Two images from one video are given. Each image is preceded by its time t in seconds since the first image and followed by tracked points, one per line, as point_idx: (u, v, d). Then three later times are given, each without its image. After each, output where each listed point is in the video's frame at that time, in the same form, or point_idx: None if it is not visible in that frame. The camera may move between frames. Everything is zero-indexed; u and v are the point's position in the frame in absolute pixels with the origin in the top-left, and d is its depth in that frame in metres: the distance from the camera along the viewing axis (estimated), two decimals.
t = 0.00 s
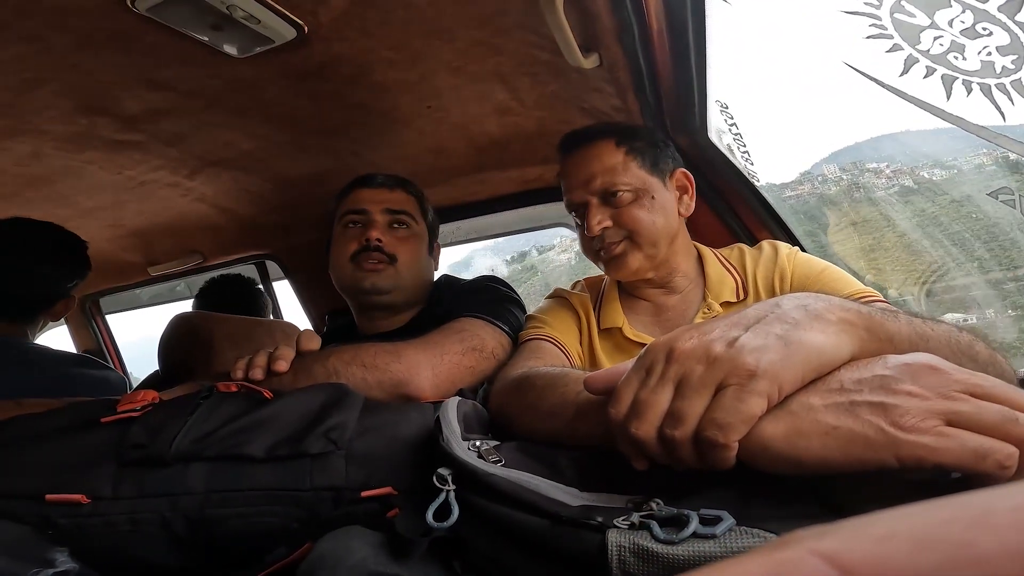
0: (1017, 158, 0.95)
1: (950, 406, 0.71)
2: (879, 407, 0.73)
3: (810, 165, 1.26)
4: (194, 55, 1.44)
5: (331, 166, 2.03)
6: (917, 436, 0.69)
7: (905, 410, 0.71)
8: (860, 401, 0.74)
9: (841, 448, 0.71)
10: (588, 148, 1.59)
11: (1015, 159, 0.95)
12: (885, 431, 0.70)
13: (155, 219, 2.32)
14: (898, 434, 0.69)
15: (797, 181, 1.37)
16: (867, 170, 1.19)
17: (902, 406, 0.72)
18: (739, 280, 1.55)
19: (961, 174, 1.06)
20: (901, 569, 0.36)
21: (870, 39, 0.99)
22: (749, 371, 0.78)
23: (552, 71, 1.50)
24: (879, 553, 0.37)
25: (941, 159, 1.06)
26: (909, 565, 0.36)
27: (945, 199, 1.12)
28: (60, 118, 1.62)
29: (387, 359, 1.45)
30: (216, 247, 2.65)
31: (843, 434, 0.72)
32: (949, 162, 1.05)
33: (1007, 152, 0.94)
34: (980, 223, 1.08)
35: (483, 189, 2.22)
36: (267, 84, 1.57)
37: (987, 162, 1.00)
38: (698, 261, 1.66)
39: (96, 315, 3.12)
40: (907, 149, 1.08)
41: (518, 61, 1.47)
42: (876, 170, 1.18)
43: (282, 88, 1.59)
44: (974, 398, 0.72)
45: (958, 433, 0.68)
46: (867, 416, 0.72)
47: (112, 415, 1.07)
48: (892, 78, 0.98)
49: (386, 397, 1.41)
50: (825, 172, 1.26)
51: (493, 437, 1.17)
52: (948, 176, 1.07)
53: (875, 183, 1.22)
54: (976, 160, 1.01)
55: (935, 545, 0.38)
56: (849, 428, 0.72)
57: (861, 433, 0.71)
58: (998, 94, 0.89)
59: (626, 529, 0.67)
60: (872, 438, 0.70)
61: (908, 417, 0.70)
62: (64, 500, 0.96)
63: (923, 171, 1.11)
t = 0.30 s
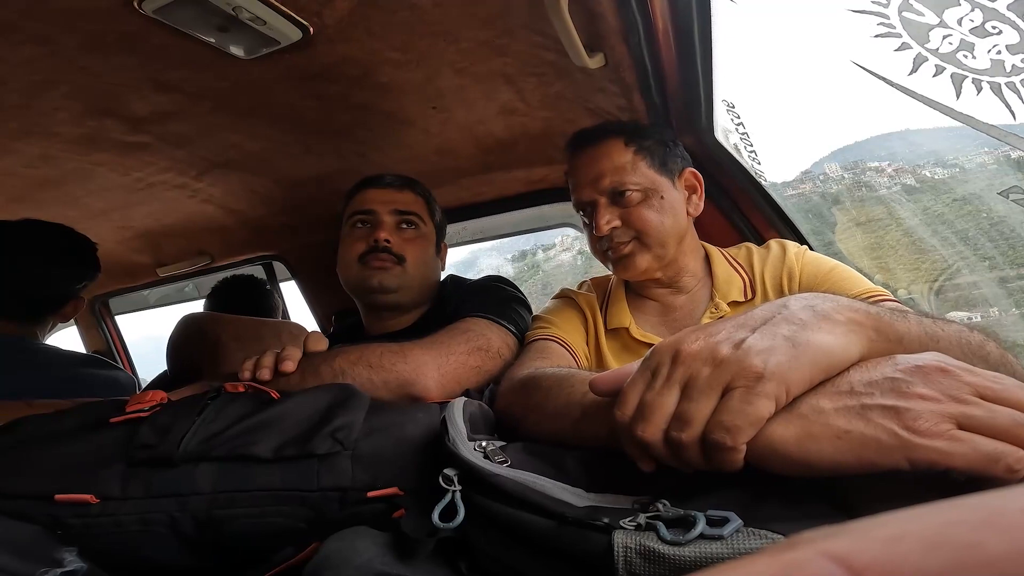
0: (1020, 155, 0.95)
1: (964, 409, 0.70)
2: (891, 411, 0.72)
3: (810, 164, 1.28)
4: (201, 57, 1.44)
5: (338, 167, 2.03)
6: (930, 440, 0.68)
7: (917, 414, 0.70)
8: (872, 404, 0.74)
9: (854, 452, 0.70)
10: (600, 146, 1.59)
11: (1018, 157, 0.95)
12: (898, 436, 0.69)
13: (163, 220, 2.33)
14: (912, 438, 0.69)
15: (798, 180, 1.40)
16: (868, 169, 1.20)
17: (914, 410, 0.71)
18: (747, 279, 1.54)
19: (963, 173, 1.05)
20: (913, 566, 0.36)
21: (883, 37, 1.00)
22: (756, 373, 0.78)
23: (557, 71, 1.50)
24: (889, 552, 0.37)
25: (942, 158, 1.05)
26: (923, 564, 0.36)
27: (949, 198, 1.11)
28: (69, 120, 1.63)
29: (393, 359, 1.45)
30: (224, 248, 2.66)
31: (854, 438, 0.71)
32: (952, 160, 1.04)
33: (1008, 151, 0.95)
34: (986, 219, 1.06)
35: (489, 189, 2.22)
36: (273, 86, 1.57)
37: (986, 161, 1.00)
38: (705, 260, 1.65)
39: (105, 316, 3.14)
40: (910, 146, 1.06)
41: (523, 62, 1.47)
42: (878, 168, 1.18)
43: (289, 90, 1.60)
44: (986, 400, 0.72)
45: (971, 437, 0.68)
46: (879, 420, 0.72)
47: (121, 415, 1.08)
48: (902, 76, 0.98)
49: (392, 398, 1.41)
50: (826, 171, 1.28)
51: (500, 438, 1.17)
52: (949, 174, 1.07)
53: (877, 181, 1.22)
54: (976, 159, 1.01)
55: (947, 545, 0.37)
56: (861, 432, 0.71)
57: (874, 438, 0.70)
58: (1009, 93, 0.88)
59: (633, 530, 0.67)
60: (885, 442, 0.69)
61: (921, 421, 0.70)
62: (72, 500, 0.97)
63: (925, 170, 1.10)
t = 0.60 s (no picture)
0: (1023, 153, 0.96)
1: (976, 406, 0.69)
2: (902, 408, 0.71)
3: (812, 162, 1.28)
4: (206, 58, 1.44)
5: (343, 169, 2.03)
6: (942, 438, 0.67)
7: (929, 411, 0.70)
8: (883, 401, 0.73)
9: (866, 450, 0.69)
10: (596, 151, 1.60)
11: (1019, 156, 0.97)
12: (910, 434, 0.68)
13: (169, 223, 2.34)
14: (923, 435, 0.68)
15: (800, 180, 1.40)
16: (869, 168, 1.20)
17: (926, 406, 0.70)
18: (749, 280, 1.54)
19: (966, 171, 1.06)
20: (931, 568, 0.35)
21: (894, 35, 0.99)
22: (764, 371, 0.77)
23: (562, 71, 1.50)
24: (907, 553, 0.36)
25: (944, 157, 1.05)
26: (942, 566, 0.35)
27: (951, 197, 1.11)
28: (75, 122, 1.63)
29: (397, 362, 1.45)
30: (229, 250, 2.67)
31: (866, 436, 0.70)
32: (952, 160, 1.04)
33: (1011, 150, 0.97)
34: (992, 214, 1.07)
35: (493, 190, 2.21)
36: (278, 87, 1.58)
37: (988, 160, 1.01)
38: (706, 261, 1.65)
39: (111, 319, 3.15)
40: (919, 143, 1.05)
41: (527, 62, 1.47)
42: (878, 167, 1.19)
43: (293, 91, 1.60)
44: (999, 397, 0.71)
45: (983, 434, 0.67)
46: (891, 417, 0.71)
47: (126, 419, 1.07)
48: (914, 74, 0.97)
49: (396, 400, 1.41)
50: (826, 170, 1.28)
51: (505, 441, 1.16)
52: (952, 173, 1.07)
53: (880, 180, 1.22)
54: (979, 159, 1.02)
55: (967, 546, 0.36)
56: (873, 430, 0.70)
57: (886, 435, 0.69)
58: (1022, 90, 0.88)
59: (641, 533, 0.67)
60: (897, 440, 0.69)
61: (933, 418, 0.69)
62: (79, 503, 0.97)
63: (926, 168, 1.10)
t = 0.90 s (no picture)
0: None
1: (982, 409, 0.69)
2: (906, 411, 0.70)
3: (811, 161, 1.28)
4: (207, 59, 1.45)
5: (344, 170, 2.03)
6: (947, 440, 0.67)
7: (933, 413, 0.69)
8: (887, 404, 0.72)
9: (870, 453, 0.69)
10: (583, 156, 1.61)
11: (1018, 155, 0.93)
12: (914, 437, 0.68)
13: (171, 224, 2.34)
14: (927, 438, 0.68)
15: (800, 178, 1.41)
16: (870, 166, 1.20)
17: (930, 409, 0.70)
18: (743, 282, 1.53)
19: (966, 169, 1.04)
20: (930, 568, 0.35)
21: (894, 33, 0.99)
22: (767, 373, 0.77)
23: (563, 72, 1.49)
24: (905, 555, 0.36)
25: (945, 156, 1.04)
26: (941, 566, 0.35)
27: (951, 196, 1.10)
28: (76, 123, 1.63)
29: (398, 363, 1.44)
30: (231, 252, 2.67)
31: (870, 438, 0.70)
32: (953, 158, 1.04)
33: (1008, 148, 0.94)
34: (995, 214, 1.04)
35: (495, 192, 2.21)
36: (279, 88, 1.58)
37: (988, 159, 0.99)
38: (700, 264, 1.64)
39: (113, 320, 3.16)
40: (922, 142, 1.05)
41: (529, 63, 1.47)
42: (879, 166, 1.18)
43: (295, 92, 1.60)
44: (1004, 399, 0.70)
45: (989, 437, 0.66)
46: (895, 420, 0.70)
47: (127, 420, 1.08)
48: (915, 74, 0.96)
49: (397, 402, 1.41)
50: (828, 168, 1.28)
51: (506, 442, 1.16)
52: (951, 172, 1.06)
53: (880, 178, 1.21)
54: (978, 157, 1.00)
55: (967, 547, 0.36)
56: (877, 432, 0.70)
57: (890, 438, 0.69)
58: None
59: (641, 535, 0.66)
60: (901, 442, 0.68)
61: (937, 421, 0.68)
62: (79, 504, 0.97)
63: (926, 167, 1.10)
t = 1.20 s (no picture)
0: None
1: (985, 411, 0.68)
2: (906, 412, 0.70)
3: (813, 160, 1.28)
4: (210, 58, 1.45)
5: (348, 169, 2.04)
6: (947, 442, 0.66)
7: (934, 415, 0.69)
8: (888, 404, 0.72)
9: (868, 453, 0.69)
10: (602, 146, 1.63)
11: (1018, 154, 0.94)
12: (915, 438, 0.68)
13: (175, 223, 2.35)
14: (927, 439, 0.67)
15: (801, 176, 1.41)
16: (870, 166, 1.20)
17: (931, 410, 0.69)
18: (767, 277, 1.53)
19: (964, 169, 1.04)
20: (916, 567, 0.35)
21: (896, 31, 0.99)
22: (769, 370, 0.77)
23: (565, 70, 1.49)
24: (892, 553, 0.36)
25: (943, 154, 1.05)
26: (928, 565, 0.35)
27: (953, 195, 1.10)
28: (81, 123, 1.64)
29: (402, 361, 1.45)
30: (236, 250, 2.68)
31: (869, 439, 0.69)
32: (953, 157, 1.04)
33: (1009, 147, 0.94)
34: (997, 212, 1.04)
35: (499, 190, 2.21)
36: (282, 87, 1.58)
37: (987, 158, 0.99)
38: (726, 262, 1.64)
39: (119, 317, 3.18)
40: (927, 141, 1.05)
41: (530, 61, 1.47)
42: (879, 165, 1.18)
43: (297, 91, 1.60)
44: (1008, 401, 0.70)
45: (990, 439, 0.66)
46: (895, 420, 0.70)
47: (132, 416, 1.09)
48: (918, 70, 0.97)
49: (401, 399, 1.41)
50: (827, 168, 1.28)
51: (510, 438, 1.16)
52: (950, 171, 1.06)
53: (880, 177, 1.21)
54: (977, 156, 1.00)
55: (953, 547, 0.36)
56: (876, 433, 0.70)
57: (889, 438, 0.69)
58: None
59: (641, 532, 0.66)
60: (900, 442, 0.68)
61: (937, 423, 0.68)
62: (82, 501, 0.97)
63: (927, 166, 1.10)
